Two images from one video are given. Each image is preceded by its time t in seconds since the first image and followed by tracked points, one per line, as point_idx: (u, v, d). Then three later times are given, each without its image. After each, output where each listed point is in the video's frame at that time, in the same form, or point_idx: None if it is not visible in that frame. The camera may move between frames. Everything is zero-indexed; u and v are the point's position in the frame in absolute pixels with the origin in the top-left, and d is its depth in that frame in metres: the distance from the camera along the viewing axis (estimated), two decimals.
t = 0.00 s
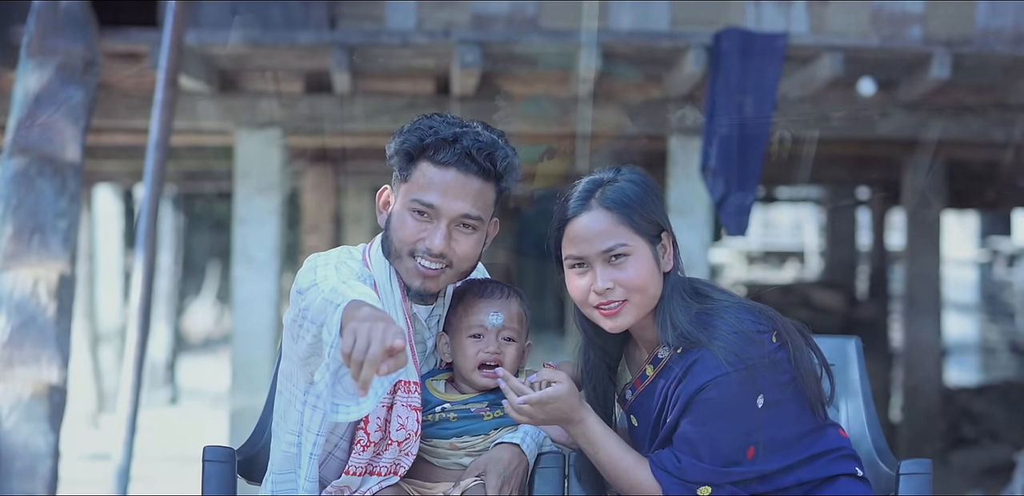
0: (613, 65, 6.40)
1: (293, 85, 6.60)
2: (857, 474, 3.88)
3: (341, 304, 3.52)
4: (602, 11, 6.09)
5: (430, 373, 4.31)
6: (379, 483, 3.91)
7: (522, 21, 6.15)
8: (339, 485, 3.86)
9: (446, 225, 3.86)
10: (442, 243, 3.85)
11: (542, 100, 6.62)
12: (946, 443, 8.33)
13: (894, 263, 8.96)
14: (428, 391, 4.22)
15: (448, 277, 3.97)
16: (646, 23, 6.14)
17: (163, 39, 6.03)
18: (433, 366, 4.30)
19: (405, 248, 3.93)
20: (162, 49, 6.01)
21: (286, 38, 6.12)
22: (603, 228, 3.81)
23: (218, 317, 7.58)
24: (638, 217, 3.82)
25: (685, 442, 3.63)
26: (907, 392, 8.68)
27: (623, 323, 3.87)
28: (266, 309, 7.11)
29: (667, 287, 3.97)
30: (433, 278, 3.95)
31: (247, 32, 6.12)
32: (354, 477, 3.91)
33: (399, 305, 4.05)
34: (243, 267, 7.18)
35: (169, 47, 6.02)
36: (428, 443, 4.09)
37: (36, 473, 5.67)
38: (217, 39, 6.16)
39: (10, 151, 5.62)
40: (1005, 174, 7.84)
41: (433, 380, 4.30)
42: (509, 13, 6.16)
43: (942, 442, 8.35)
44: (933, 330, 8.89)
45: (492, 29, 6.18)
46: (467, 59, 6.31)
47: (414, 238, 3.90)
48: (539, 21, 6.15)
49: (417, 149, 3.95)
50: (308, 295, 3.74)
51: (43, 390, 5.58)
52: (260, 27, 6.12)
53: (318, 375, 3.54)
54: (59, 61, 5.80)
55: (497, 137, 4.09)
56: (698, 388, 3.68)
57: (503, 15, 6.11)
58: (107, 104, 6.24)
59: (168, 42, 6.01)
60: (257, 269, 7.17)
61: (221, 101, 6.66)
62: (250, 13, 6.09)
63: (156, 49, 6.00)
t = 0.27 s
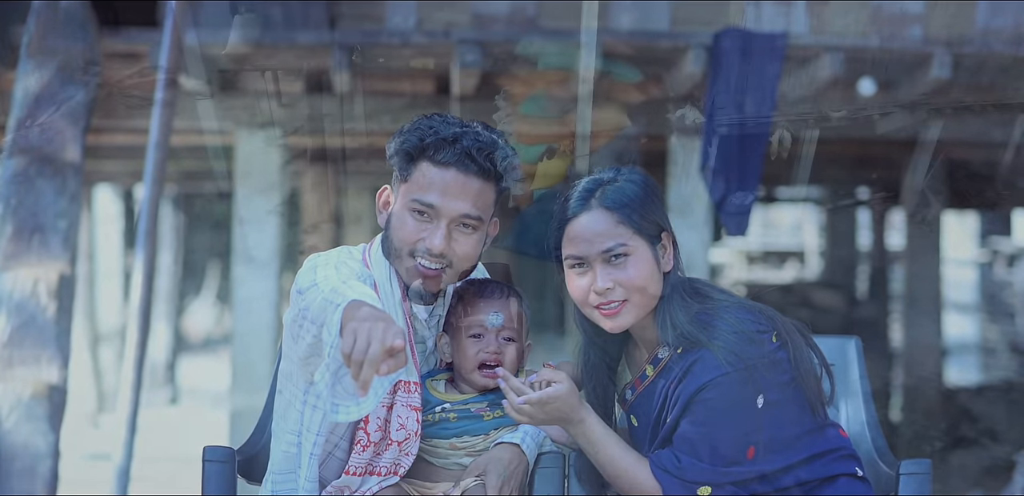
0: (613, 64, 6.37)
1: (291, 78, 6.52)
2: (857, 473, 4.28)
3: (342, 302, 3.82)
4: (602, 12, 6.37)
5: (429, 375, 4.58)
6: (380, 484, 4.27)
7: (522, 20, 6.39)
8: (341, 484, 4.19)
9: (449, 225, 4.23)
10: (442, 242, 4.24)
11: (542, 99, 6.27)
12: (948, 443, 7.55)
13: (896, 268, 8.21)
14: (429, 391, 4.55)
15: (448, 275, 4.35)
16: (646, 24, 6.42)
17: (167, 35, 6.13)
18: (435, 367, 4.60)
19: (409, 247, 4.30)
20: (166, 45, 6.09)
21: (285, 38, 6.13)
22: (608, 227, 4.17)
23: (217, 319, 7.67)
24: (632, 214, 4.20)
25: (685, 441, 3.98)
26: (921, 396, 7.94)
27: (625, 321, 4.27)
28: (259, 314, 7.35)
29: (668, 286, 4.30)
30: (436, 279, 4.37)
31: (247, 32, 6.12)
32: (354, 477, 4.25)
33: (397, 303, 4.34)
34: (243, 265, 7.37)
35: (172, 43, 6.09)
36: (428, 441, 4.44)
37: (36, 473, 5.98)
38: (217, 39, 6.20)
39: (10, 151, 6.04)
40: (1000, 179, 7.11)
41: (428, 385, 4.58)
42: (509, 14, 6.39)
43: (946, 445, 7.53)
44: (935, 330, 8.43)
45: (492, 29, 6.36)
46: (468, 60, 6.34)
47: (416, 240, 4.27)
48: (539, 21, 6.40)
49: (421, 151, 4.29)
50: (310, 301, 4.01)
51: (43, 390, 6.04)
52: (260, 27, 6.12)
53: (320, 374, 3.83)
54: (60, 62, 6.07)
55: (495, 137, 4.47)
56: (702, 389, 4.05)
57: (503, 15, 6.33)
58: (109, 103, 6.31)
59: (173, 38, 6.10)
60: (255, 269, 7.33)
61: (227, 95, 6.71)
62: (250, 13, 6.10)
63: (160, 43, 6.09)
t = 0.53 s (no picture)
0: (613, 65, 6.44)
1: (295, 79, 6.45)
2: (855, 474, 5.62)
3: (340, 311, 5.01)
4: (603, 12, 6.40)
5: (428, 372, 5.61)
6: (379, 483, 5.41)
7: (522, 20, 6.44)
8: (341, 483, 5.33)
9: (449, 224, 5.55)
10: (441, 242, 5.56)
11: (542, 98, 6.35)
12: (947, 445, 6.07)
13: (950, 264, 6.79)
14: (430, 391, 5.60)
15: (447, 273, 5.59)
16: (646, 23, 6.42)
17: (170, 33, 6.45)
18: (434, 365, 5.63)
19: (410, 247, 5.54)
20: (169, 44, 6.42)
21: (286, 37, 6.38)
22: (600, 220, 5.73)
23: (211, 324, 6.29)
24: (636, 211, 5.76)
25: (685, 439, 5.46)
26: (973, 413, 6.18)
27: (622, 319, 5.72)
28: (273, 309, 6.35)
29: (666, 289, 5.73)
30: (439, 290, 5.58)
31: (248, 32, 6.40)
32: (354, 478, 5.39)
33: (396, 301, 5.46)
34: (247, 267, 6.35)
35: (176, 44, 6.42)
36: (429, 441, 5.54)
37: (36, 473, 6.09)
38: (217, 39, 6.46)
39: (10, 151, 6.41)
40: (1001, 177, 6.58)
41: (428, 387, 5.60)
42: (509, 14, 6.46)
43: (946, 446, 6.06)
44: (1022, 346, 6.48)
45: (493, 30, 6.45)
46: (469, 60, 6.47)
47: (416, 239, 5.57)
48: (540, 21, 6.43)
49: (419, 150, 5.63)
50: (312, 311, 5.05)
51: (43, 390, 6.15)
52: (260, 28, 6.41)
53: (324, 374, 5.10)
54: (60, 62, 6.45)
55: (492, 139, 5.74)
56: (700, 392, 5.51)
57: (502, 15, 6.41)
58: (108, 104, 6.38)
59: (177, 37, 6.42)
60: (259, 271, 6.36)
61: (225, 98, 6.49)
62: (251, 14, 6.41)
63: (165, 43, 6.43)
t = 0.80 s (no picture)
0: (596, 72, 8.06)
1: (358, 103, 8.57)
2: (856, 476, 5.52)
3: (344, 314, 6.17)
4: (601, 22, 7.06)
5: (427, 371, 5.88)
6: (379, 486, 5.60)
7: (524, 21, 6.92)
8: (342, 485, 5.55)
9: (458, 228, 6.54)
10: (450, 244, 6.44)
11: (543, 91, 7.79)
12: (949, 445, 5.82)
13: (944, 262, 7.28)
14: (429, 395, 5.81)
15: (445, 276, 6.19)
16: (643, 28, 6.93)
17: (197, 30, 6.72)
18: (433, 361, 5.89)
19: (417, 247, 6.45)
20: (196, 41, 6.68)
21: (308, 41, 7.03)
22: (602, 216, 6.94)
23: (207, 321, 6.53)
24: (636, 208, 6.97)
25: (687, 433, 5.66)
26: (974, 412, 6.03)
27: (625, 315, 6.27)
28: (270, 306, 6.57)
29: (667, 288, 6.41)
30: (439, 291, 6.09)
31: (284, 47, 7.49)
32: (355, 480, 5.61)
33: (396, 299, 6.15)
34: (250, 268, 7.03)
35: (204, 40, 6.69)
36: (429, 444, 5.67)
37: (36, 472, 5.75)
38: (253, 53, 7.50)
39: None
40: (1001, 179, 8.17)
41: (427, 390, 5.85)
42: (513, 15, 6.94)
43: (947, 446, 5.82)
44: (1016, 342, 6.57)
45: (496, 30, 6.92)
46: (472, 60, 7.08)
47: (421, 234, 6.53)
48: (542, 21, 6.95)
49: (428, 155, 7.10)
50: (322, 318, 6.22)
51: (44, 390, 6.13)
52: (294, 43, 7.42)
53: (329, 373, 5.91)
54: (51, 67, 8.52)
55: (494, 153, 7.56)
56: (698, 390, 5.81)
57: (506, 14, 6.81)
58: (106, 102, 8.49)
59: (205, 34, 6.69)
60: (261, 271, 6.97)
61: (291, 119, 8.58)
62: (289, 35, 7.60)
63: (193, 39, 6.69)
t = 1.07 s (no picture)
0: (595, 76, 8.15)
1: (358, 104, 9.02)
2: (855, 475, 5.48)
3: (345, 312, 6.63)
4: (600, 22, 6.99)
5: (427, 371, 5.98)
6: (382, 487, 5.47)
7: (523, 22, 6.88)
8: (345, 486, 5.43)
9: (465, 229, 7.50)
10: (456, 246, 7.27)
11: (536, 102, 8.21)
12: (949, 445, 5.72)
13: (943, 263, 7.47)
14: (433, 396, 5.91)
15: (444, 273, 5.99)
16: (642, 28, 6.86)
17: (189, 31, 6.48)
18: (433, 361, 6.00)
19: (424, 249, 7.15)
20: (189, 45, 6.50)
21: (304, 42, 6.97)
22: (601, 217, 7.41)
23: (206, 319, 6.72)
24: (634, 209, 7.50)
25: (695, 430, 5.77)
26: (973, 412, 5.95)
27: (623, 312, 6.70)
28: (270, 305, 6.84)
29: (666, 288, 6.87)
30: (441, 295, 5.86)
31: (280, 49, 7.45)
32: (358, 481, 5.49)
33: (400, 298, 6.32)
34: (252, 267, 7.34)
35: (197, 43, 6.48)
36: (430, 444, 5.65)
37: (33, 472, 5.61)
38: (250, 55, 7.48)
39: None
40: (1000, 178, 8.51)
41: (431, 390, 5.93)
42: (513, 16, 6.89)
43: (946, 445, 5.72)
44: (1013, 342, 6.60)
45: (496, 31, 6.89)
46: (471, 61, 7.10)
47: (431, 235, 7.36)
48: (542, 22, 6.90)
49: (434, 166, 8.22)
50: (325, 312, 6.67)
51: (43, 390, 6.13)
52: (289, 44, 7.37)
53: (326, 368, 6.20)
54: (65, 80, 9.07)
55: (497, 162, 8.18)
56: (703, 389, 6.06)
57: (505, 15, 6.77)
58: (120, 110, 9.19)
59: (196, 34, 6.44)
60: (262, 271, 7.29)
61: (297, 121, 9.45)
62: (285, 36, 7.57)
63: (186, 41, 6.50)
